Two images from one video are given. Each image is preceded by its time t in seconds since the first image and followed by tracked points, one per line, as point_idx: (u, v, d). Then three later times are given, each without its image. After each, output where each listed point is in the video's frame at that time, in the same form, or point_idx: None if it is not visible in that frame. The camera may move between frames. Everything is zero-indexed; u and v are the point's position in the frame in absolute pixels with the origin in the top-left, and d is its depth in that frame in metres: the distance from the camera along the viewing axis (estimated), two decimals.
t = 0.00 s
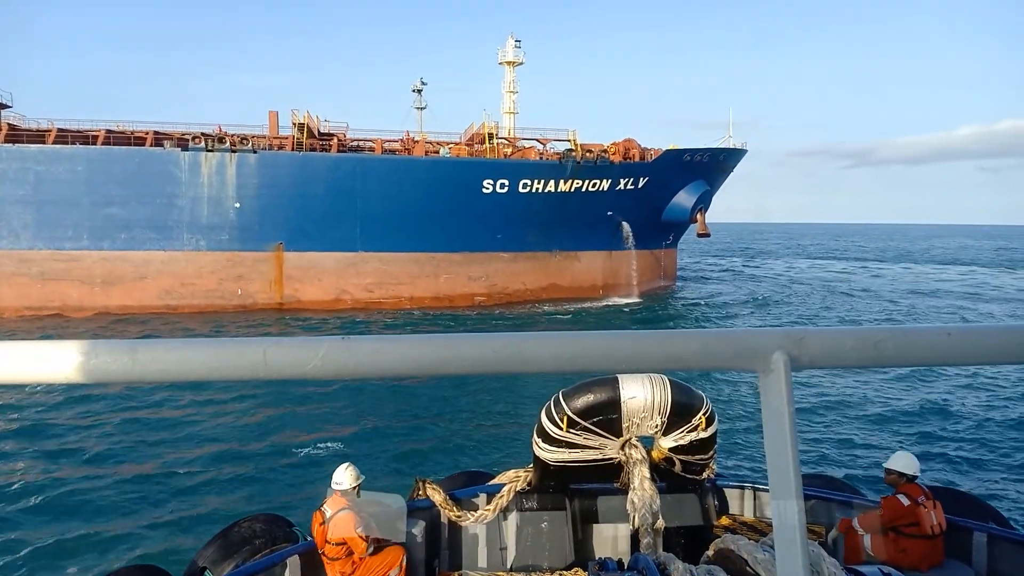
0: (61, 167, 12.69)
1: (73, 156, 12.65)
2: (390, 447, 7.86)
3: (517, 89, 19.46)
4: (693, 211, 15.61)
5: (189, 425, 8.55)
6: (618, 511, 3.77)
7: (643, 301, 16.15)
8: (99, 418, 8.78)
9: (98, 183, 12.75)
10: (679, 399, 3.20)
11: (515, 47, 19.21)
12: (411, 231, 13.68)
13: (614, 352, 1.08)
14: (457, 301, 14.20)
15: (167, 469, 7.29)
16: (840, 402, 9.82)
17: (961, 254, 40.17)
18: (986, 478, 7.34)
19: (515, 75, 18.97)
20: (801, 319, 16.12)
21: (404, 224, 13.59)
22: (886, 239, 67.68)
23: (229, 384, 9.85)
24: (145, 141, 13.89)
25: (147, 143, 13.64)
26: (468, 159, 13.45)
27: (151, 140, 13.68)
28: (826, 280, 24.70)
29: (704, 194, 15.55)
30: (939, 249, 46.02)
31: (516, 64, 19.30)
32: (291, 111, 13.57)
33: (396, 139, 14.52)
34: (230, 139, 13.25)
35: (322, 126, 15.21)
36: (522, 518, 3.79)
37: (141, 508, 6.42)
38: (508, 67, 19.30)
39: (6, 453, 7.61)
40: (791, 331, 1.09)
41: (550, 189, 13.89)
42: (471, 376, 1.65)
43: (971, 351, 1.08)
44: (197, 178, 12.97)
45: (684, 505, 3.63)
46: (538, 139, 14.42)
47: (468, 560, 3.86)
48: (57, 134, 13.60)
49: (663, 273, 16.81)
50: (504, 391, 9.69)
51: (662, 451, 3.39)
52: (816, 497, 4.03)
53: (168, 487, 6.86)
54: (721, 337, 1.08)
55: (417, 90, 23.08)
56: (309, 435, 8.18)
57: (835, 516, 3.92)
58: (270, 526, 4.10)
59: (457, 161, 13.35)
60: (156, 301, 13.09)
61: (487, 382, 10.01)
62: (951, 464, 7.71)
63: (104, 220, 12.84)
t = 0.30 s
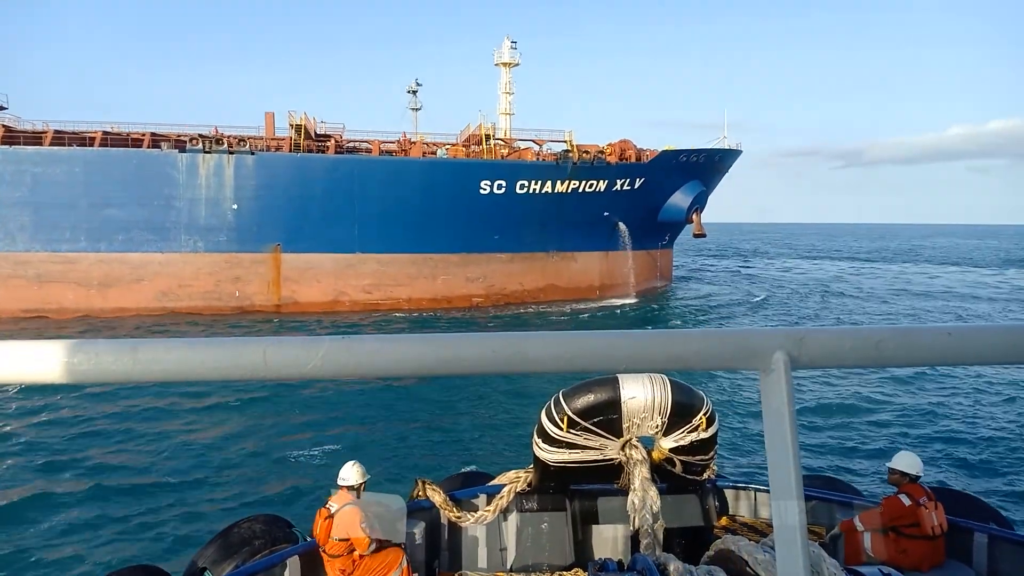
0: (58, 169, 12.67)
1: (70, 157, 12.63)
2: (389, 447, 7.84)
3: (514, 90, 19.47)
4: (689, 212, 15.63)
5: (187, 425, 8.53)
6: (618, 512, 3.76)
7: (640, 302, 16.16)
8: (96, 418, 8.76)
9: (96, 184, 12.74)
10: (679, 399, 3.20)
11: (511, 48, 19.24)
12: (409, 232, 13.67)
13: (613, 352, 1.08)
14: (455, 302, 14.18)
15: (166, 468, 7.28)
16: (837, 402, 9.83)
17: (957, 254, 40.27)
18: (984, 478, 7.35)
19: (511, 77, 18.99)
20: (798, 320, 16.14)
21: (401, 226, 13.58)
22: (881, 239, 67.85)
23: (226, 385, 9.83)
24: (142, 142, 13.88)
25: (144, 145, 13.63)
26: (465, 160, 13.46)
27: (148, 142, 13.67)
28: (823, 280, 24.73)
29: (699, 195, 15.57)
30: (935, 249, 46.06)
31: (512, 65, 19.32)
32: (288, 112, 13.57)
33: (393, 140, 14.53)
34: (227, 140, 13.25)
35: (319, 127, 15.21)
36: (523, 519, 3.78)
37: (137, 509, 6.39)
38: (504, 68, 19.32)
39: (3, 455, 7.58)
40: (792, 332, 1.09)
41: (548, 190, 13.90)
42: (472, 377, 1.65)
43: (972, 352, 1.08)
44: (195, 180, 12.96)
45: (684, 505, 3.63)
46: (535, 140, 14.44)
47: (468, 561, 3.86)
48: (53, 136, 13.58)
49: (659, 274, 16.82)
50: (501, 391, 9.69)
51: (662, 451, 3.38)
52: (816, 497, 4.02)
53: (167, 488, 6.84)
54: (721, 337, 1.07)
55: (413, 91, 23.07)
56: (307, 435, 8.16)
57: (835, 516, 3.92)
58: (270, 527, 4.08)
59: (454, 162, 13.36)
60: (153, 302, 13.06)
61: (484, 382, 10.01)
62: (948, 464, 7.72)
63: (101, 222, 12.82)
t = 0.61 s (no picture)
0: (55, 172, 12.65)
1: (67, 161, 12.61)
2: (388, 447, 7.83)
3: (509, 92, 19.50)
4: (685, 213, 15.65)
5: (184, 426, 8.50)
6: (619, 511, 3.77)
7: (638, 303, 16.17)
8: (92, 418, 8.71)
9: (92, 188, 12.72)
10: (679, 399, 3.21)
11: (507, 50, 19.25)
12: (406, 234, 13.67)
13: (612, 352, 1.08)
14: (453, 304, 14.18)
15: (164, 467, 7.26)
16: (834, 401, 9.84)
17: (952, 253, 40.40)
18: (982, 477, 7.37)
19: (507, 79, 19.01)
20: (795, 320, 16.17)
21: (398, 228, 13.58)
22: (878, 239, 68.04)
23: (224, 387, 9.81)
24: (139, 145, 13.87)
25: (141, 148, 13.62)
26: (462, 162, 13.46)
27: (145, 145, 13.65)
28: (819, 280, 24.77)
29: (695, 196, 15.59)
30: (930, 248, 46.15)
31: (508, 67, 19.35)
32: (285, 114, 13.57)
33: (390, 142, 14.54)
34: (225, 143, 13.24)
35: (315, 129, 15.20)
36: (523, 518, 3.78)
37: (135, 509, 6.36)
38: (500, 70, 19.34)
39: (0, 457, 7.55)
40: (792, 331, 1.10)
41: (545, 192, 13.91)
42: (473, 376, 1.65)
43: (971, 351, 1.08)
44: (192, 183, 12.94)
45: (684, 504, 3.64)
46: (531, 142, 14.46)
47: (468, 560, 3.86)
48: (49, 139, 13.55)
49: (656, 274, 16.83)
50: (500, 390, 9.68)
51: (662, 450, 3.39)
52: (815, 496, 4.03)
53: (165, 487, 6.82)
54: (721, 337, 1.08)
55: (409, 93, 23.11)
56: (306, 435, 8.15)
57: (835, 515, 3.93)
58: (271, 526, 4.08)
59: (451, 164, 13.36)
60: (151, 305, 13.03)
61: (483, 383, 10.00)
62: (946, 463, 7.73)
63: (98, 225, 12.80)
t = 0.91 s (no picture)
0: (52, 177, 12.64)
1: (64, 165, 12.60)
2: (386, 448, 7.82)
3: (505, 95, 19.52)
4: (681, 214, 15.66)
5: (183, 427, 8.49)
6: (619, 511, 3.76)
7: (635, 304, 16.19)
8: (91, 419, 8.70)
9: (89, 192, 12.70)
10: (679, 399, 3.20)
11: (502, 53, 19.28)
12: (404, 237, 13.67)
13: (610, 351, 1.08)
14: (451, 306, 14.18)
15: (163, 469, 7.24)
16: (832, 402, 9.85)
17: (949, 252, 40.48)
18: (982, 478, 7.37)
19: (502, 81, 19.03)
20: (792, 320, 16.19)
21: (396, 231, 13.59)
22: (873, 239, 68.17)
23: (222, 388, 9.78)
24: (135, 150, 13.86)
25: (138, 152, 13.61)
26: (460, 165, 13.47)
27: (141, 149, 13.65)
28: (816, 280, 24.78)
29: (692, 197, 15.60)
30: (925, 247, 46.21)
31: (503, 70, 19.37)
32: (282, 118, 13.57)
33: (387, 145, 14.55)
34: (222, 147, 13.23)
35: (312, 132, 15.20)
36: (523, 518, 3.79)
37: (134, 510, 6.33)
38: (495, 73, 19.36)
39: None
40: (792, 331, 1.10)
41: (542, 194, 13.92)
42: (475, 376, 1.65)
43: (972, 350, 1.09)
44: (190, 187, 12.94)
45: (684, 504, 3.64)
46: (528, 145, 14.48)
47: (468, 560, 3.86)
48: (46, 144, 13.54)
49: (653, 275, 16.82)
50: (498, 391, 9.67)
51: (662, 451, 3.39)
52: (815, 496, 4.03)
53: (164, 488, 6.79)
54: (722, 336, 1.08)
55: (402, 96, 23.03)
56: (304, 436, 8.14)
57: (835, 515, 3.94)
58: (272, 526, 4.08)
59: (448, 167, 13.37)
60: (149, 309, 13.01)
61: (481, 383, 9.99)
62: (945, 464, 7.74)
63: (96, 230, 12.78)
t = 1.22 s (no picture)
0: (48, 180, 12.61)
1: (61, 169, 12.57)
2: (385, 449, 7.80)
3: (501, 96, 19.54)
4: (678, 214, 15.66)
5: (181, 428, 8.46)
6: (618, 512, 3.76)
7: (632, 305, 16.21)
8: (88, 421, 8.66)
9: (86, 195, 12.68)
10: (679, 399, 3.21)
11: (498, 54, 19.29)
12: (401, 239, 13.67)
13: (610, 351, 1.08)
14: (449, 308, 14.18)
15: (162, 470, 7.22)
16: (829, 402, 9.86)
17: (944, 251, 40.57)
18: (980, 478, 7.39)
19: (498, 82, 19.05)
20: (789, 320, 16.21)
21: (393, 233, 13.59)
22: (869, 239, 68.31)
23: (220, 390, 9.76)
24: (132, 153, 13.85)
25: (135, 155, 13.60)
26: (456, 166, 13.47)
27: (138, 152, 13.63)
28: (812, 280, 24.82)
29: (688, 197, 15.62)
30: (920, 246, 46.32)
31: (499, 71, 19.38)
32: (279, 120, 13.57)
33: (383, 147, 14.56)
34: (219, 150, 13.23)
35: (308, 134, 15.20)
36: (523, 518, 3.79)
37: (133, 511, 6.31)
38: (491, 74, 19.37)
39: None
40: (792, 332, 1.10)
41: (539, 195, 13.94)
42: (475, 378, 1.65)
43: (972, 352, 1.09)
44: (187, 189, 12.93)
45: (683, 505, 3.64)
46: (525, 145, 14.49)
47: (468, 560, 3.86)
48: (42, 147, 13.51)
49: (649, 275, 16.83)
50: (497, 391, 9.65)
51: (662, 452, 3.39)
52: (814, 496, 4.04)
53: (163, 488, 6.77)
54: (723, 338, 1.08)
55: (398, 98, 23.03)
56: (303, 437, 8.12)
57: (835, 516, 3.94)
58: (272, 527, 4.07)
59: (446, 168, 13.38)
60: (146, 312, 12.99)
61: (479, 384, 9.99)
62: (943, 464, 7.75)
63: (93, 233, 12.76)
